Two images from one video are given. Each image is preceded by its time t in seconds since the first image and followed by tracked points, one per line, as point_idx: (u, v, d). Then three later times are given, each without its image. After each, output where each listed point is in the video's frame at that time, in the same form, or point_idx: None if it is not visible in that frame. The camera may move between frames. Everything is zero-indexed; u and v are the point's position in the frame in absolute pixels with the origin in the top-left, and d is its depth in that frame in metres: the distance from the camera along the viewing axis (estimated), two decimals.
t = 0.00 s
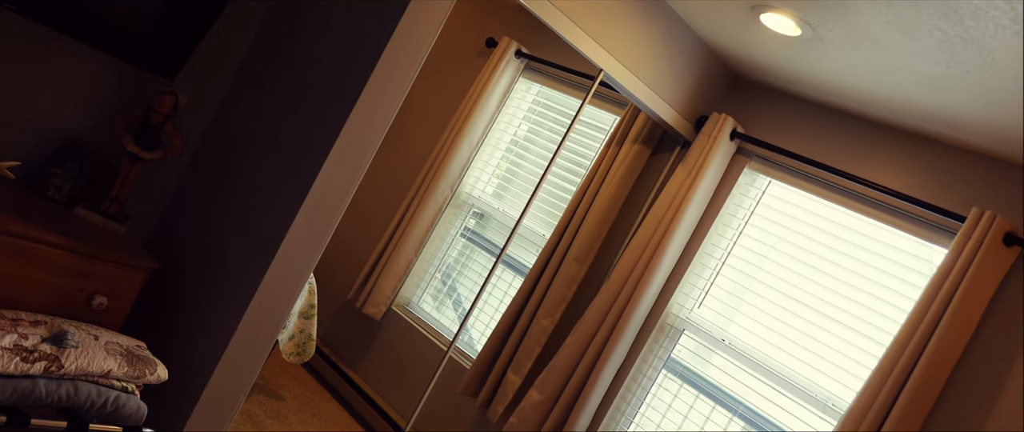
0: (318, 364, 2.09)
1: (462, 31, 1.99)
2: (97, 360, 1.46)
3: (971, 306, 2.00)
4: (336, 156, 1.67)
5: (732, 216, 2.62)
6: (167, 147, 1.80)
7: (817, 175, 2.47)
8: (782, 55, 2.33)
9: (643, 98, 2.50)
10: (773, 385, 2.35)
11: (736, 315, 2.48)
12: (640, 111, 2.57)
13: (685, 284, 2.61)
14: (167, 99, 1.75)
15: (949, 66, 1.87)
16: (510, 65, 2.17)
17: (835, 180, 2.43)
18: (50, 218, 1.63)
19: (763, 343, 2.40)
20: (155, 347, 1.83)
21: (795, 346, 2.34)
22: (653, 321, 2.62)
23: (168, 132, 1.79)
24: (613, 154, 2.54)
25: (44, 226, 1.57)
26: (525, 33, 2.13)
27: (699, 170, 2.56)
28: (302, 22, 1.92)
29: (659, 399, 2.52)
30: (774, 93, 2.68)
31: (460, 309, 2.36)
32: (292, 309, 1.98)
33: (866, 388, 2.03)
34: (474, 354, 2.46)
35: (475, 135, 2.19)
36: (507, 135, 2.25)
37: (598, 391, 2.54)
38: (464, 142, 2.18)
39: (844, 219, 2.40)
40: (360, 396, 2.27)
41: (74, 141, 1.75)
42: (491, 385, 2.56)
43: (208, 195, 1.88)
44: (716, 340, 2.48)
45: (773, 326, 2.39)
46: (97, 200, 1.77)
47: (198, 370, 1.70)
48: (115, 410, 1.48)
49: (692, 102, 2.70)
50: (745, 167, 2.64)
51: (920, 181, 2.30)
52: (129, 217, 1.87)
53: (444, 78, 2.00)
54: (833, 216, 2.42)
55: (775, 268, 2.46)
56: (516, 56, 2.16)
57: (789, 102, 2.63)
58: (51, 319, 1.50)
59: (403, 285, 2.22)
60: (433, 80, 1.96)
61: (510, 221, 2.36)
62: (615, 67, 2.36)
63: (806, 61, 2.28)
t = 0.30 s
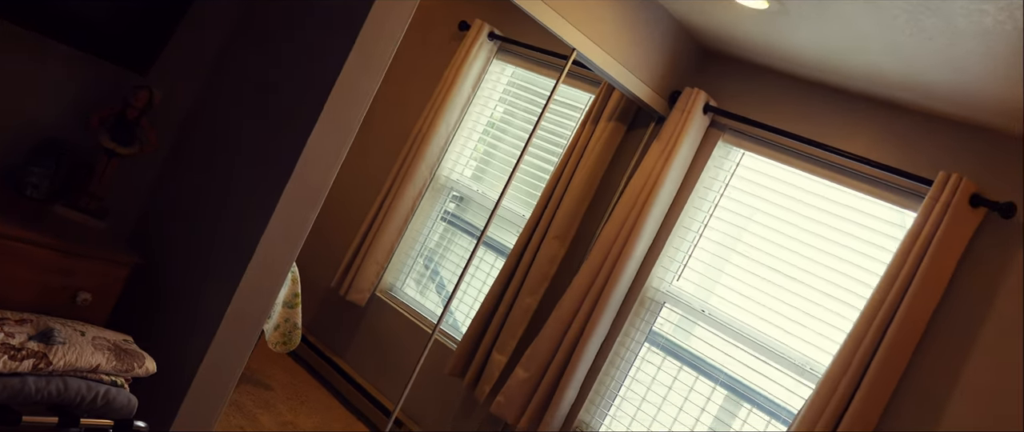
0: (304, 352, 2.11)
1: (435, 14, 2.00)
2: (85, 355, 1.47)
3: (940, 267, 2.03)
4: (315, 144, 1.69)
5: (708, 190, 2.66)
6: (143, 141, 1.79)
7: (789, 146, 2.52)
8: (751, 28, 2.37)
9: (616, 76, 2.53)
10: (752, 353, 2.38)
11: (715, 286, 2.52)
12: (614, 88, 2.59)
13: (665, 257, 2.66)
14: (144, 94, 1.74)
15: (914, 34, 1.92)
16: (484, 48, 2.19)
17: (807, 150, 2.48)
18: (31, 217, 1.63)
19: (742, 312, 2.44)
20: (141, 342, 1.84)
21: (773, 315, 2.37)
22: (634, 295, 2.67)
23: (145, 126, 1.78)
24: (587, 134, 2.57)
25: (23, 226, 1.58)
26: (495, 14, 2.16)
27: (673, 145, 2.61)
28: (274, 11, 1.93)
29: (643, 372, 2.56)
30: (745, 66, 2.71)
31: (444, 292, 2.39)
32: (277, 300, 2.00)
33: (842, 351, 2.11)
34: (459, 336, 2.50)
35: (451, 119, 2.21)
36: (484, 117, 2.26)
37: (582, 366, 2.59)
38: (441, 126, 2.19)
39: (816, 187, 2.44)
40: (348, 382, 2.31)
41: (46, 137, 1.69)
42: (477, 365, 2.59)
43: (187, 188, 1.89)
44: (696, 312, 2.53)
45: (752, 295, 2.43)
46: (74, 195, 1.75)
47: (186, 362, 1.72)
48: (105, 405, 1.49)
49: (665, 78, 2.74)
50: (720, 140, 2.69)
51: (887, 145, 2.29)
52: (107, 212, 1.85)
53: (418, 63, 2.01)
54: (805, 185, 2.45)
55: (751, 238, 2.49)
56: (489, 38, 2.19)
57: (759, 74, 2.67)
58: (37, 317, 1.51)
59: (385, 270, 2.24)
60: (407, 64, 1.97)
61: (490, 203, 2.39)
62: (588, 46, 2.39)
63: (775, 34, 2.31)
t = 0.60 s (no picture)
0: (291, 344, 2.13)
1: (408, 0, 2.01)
2: (75, 352, 1.48)
3: (911, 235, 2.08)
4: (294, 135, 1.71)
5: (684, 167, 2.70)
6: (122, 138, 1.79)
7: (762, 121, 2.56)
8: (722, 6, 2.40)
9: (591, 58, 2.55)
10: (731, 326, 2.43)
11: (695, 262, 2.55)
12: (589, 70, 2.62)
13: (644, 234, 2.71)
14: (118, 90, 1.73)
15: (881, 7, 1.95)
16: (458, 33, 2.21)
17: (780, 124, 2.52)
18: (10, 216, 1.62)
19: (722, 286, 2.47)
20: (128, 337, 1.84)
21: (752, 288, 2.41)
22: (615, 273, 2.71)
23: (124, 123, 1.78)
24: (564, 115, 2.60)
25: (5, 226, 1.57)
26: None
27: (649, 124, 2.64)
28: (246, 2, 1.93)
29: (627, 349, 2.60)
30: (716, 43, 2.74)
31: (426, 277, 2.42)
32: (261, 291, 2.01)
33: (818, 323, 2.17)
34: (444, 320, 2.55)
35: (428, 105, 2.22)
36: (461, 102, 2.28)
37: (567, 345, 2.61)
38: (419, 113, 2.20)
39: (790, 161, 2.46)
40: (337, 372, 2.34)
41: (24, 136, 1.69)
42: (464, 347, 2.65)
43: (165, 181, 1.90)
44: (677, 287, 2.56)
45: (731, 270, 2.46)
46: (55, 193, 1.75)
47: (175, 355, 1.74)
48: (97, 400, 1.50)
49: (638, 58, 2.76)
50: (694, 118, 2.75)
51: (859, 119, 2.32)
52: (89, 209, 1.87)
53: (395, 50, 2.02)
54: (779, 159, 2.49)
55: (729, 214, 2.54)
56: (464, 24, 2.21)
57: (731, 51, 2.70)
58: (24, 315, 1.52)
59: (369, 258, 2.26)
60: (384, 51, 1.98)
61: (470, 188, 2.42)
62: (562, 30, 2.41)
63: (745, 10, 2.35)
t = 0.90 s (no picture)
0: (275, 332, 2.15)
1: None
2: (64, 345, 1.50)
3: (880, 205, 2.13)
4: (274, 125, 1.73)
5: (660, 145, 2.73)
6: (98, 129, 1.72)
7: (736, 97, 2.59)
8: None
9: (565, 39, 2.57)
10: (710, 298, 2.49)
11: (674, 238, 2.61)
12: (563, 52, 2.64)
13: (622, 212, 2.74)
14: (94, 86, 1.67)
15: None
16: (432, 18, 2.19)
17: (754, 99, 2.54)
18: None
19: (701, 260, 2.53)
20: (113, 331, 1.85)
21: (730, 261, 2.47)
22: (596, 251, 2.74)
23: (99, 116, 1.70)
24: (540, 98, 2.62)
25: None
26: None
27: (624, 103, 2.67)
28: None
29: (611, 325, 2.66)
30: (688, 21, 2.78)
31: (409, 263, 2.45)
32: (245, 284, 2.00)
33: (793, 293, 2.20)
34: (428, 304, 2.58)
35: (405, 91, 2.21)
36: (437, 87, 2.29)
37: (550, 324, 2.66)
38: (396, 99, 2.20)
39: (763, 135, 2.51)
40: (326, 361, 2.37)
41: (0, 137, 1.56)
42: (448, 328, 2.68)
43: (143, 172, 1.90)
44: (656, 262, 2.62)
45: (709, 243, 2.53)
46: (33, 189, 1.63)
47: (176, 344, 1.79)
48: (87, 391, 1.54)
49: (611, 37, 2.79)
50: (668, 96, 2.74)
51: (827, 92, 2.42)
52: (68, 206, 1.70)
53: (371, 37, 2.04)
54: (752, 134, 2.54)
55: (705, 189, 2.58)
56: (437, 8, 2.20)
57: (702, 29, 2.74)
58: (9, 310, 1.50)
59: (351, 245, 2.27)
60: (360, 38, 1.99)
61: (448, 172, 2.44)
62: (536, 11, 2.43)
63: None
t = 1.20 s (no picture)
0: (259, 322, 2.19)
1: None
2: (52, 340, 1.52)
3: (851, 174, 2.19)
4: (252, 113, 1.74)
5: (636, 124, 2.76)
6: (76, 126, 1.77)
7: (709, 75, 2.62)
8: None
9: (539, 22, 2.60)
10: (687, 273, 2.53)
11: (652, 216, 2.64)
12: (537, 34, 2.67)
13: (601, 192, 2.78)
14: (70, 81, 1.72)
15: None
16: (404, 7, 2.22)
17: (727, 76, 2.58)
18: None
19: (679, 237, 2.57)
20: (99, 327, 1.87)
21: (707, 236, 2.51)
22: (575, 230, 2.79)
23: (77, 113, 1.76)
24: (516, 80, 2.64)
25: None
26: None
27: (599, 84, 2.70)
28: None
29: (593, 304, 2.70)
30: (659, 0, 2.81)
31: (390, 251, 2.47)
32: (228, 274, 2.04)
33: (767, 265, 2.26)
34: (411, 289, 2.62)
35: (381, 77, 2.21)
36: (414, 73, 2.28)
37: (531, 303, 2.68)
38: (372, 87, 2.21)
39: (736, 112, 2.55)
40: (312, 349, 2.41)
41: None
42: (432, 312, 2.72)
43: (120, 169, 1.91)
44: (635, 240, 2.65)
45: (686, 220, 2.56)
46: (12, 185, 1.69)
47: (160, 338, 1.80)
48: (78, 384, 1.54)
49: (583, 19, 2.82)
50: (641, 76, 2.78)
51: (796, 67, 2.46)
52: (48, 202, 1.75)
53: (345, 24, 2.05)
54: (725, 110, 2.57)
55: (681, 167, 2.61)
56: None
57: (673, 8, 2.77)
58: None
59: (332, 233, 2.30)
60: (334, 26, 2.01)
61: (427, 157, 2.46)
62: None
63: None
